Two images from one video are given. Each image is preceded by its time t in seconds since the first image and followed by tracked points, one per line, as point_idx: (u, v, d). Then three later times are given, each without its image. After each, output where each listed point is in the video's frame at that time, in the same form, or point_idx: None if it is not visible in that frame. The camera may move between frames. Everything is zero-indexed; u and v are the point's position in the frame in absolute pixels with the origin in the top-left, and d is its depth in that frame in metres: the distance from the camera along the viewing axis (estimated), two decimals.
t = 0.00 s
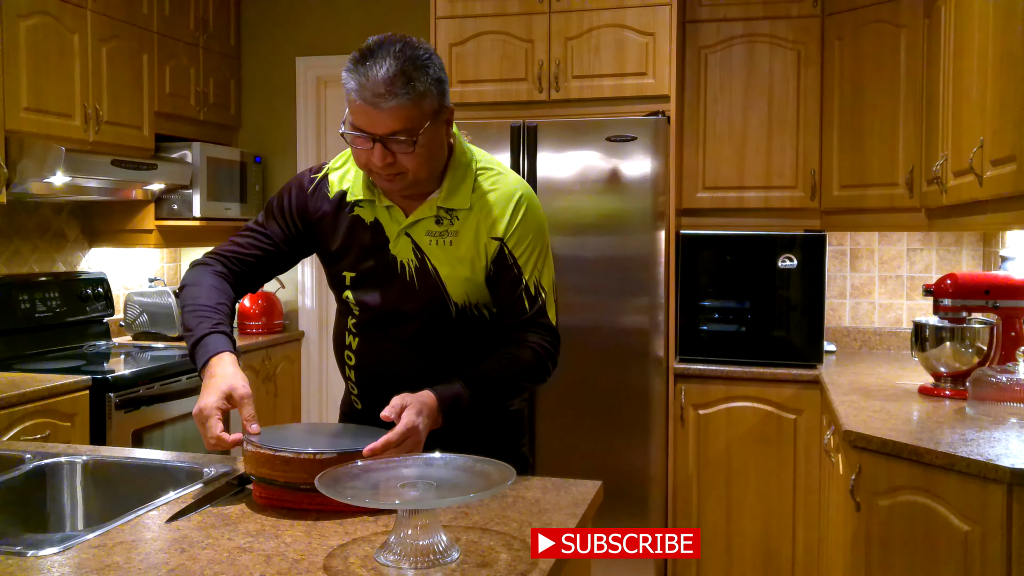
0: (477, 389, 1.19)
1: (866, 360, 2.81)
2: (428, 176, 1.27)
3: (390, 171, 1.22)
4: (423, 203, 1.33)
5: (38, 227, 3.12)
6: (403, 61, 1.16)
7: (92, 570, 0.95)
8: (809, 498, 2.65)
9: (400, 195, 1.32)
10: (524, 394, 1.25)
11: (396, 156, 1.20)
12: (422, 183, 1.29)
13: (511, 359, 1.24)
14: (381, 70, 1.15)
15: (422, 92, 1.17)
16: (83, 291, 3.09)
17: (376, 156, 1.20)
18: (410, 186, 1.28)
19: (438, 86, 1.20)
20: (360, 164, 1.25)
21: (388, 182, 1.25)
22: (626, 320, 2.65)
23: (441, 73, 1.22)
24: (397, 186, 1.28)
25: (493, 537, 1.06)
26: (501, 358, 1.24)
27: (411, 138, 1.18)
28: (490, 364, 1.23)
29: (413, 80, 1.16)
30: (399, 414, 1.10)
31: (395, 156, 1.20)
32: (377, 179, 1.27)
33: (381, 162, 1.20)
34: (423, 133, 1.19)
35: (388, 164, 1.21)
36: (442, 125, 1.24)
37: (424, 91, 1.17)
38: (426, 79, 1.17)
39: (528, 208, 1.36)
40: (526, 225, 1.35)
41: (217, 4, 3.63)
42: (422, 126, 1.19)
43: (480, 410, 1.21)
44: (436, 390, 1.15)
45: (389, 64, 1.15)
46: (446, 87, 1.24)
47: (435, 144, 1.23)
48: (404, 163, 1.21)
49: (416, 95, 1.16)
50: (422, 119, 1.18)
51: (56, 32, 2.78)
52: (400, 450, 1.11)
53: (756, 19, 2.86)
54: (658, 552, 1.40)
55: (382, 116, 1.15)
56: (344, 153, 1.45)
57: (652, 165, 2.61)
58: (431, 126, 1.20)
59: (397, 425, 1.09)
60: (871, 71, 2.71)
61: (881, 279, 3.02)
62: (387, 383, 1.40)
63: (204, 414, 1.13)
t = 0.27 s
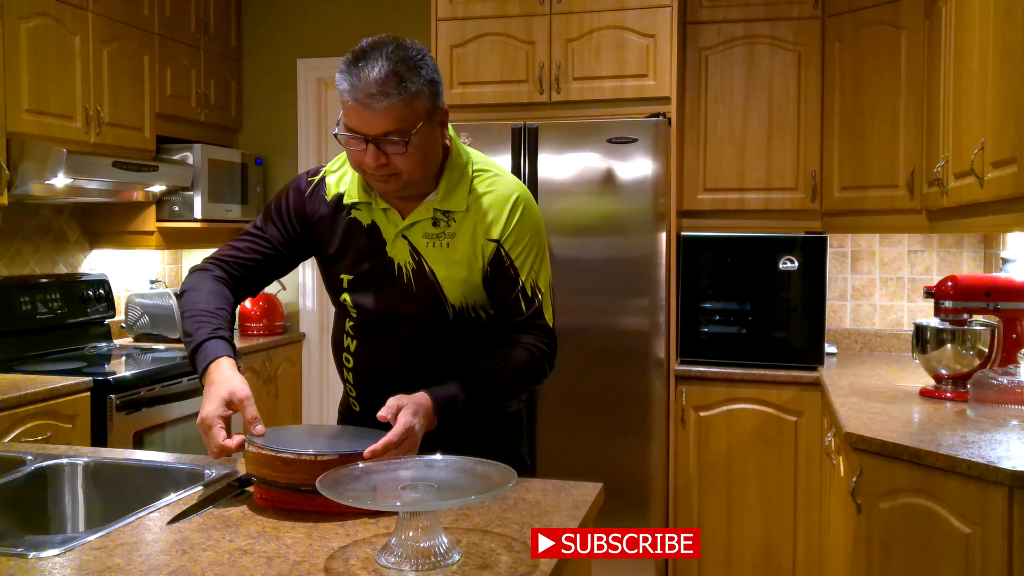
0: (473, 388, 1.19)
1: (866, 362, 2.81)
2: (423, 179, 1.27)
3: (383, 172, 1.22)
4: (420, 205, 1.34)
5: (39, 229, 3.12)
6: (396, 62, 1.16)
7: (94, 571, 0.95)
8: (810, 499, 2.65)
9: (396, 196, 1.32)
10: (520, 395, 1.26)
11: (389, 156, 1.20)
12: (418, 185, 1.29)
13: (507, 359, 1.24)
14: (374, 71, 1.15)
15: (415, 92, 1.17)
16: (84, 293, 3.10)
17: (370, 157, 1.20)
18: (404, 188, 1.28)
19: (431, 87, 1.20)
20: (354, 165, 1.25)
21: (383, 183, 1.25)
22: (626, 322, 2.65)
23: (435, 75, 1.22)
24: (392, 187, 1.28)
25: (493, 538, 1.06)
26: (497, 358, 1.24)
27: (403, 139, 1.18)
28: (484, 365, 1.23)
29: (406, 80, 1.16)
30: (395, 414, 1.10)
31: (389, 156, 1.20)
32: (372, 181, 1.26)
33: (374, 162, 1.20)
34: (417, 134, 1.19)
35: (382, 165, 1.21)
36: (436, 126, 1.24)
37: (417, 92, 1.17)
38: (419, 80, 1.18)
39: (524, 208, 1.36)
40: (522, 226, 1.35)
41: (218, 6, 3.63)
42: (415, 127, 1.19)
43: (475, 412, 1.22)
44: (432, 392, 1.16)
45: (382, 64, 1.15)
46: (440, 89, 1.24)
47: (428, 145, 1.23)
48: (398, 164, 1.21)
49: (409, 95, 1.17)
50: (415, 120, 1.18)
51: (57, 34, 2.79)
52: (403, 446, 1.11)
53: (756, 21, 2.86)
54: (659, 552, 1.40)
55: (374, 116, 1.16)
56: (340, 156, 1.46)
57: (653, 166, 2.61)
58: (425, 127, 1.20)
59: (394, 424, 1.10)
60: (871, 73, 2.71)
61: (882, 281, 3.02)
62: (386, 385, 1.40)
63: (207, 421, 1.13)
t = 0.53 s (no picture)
0: (472, 392, 1.20)
1: (867, 364, 2.81)
2: (420, 181, 1.27)
3: (381, 175, 1.22)
4: (418, 208, 1.34)
5: (40, 232, 3.12)
6: (392, 64, 1.16)
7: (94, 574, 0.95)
8: (811, 501, 2.65)
9: (393, 199, 1.32)
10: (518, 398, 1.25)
11: (386, 159, 1.20)
12: (416, 187, 1.29)
13: (504, 362, 1.24)
14: (370, 73, 1.15)
15: (411, 95, 1.17)
16: (85, 296, 3.10)
17: (367, 160, 1.20)
18: (402, 190, 1.28)
19: (427, 89, 1.20)
20: (351, 168, 1.25)
21: (380, 186, 1.25)
22: (627, 324, 2.65)
23: (431, 77, 1.23)
24: (390, 190, 1.28)
25: (494, 541, 1.06)
26: (494, 361, 1.24)
27: (400, 141, 1.18)
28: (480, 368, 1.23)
29: (402, 82, 1.16)
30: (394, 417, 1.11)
31: (385, 159, 1.20)
32: (369, 184, 1.27)
33: (371, 165, 1.20)
34: (413, 136, 1.19)
35: (378, 168, 1.21)
36: (433, 129, 1.24)
37: (413, 94, 1.18)
38: (414, 82, 1.18)
39: (522, 211, 1.36)
40: (520, 229, 1.35)
41: (218, 10, 3.63)
42: (411, 129, 1.19)
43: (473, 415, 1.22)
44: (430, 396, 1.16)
45: (377, 67, 1.15)
46: (437, 91, 1.24)
47: (425, 147, 1.23)
48: (395, 167, 1.21)
49: (405, 98, 1.17)
50: (411, 122, 1.19)
51: (58, 37, 2.79)
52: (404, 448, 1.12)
53: (756, 23, 2.87)
54: (659, 553, 1.41)
55: (370, 119, 1.16)
56: (338, 160, 1.46)
57: (654, 168, 2.61)
58: (421, 129, 1.20)
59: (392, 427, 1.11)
60: (871, 75, 2.71)
61: (882, 283, 3.02)
62: (387, 388, 1.40)
63: (210, 426, 1.13)
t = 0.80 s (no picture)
0: (472, 391, 1.20)
1: (867, 365, 2.81)
2: (421, 181, 1.27)
3: (382, 174, 1.22)
4: (419, 207, 1.34)
5: (40, 230, 3.12)
6: (393, 63, 1.16)
7: (94, 573, 0.95)
8: (810, 502, 2.65)
9: (394, 198, 1.32)
10: (517, 397, 1.25)
11: (387, 158, 1.20)
12: (417, 186, 1.28)
13: (504, 361, 1.24)
14: (371, 73, 1.15)
15: (412, 93, 1.17)
16: (85, 294, 3.10)
17: (368, 159, 1.20)
18: (403, 189, 1.28)
19: (428, 87, 1.20)
20: (352, 167, 1.25)
21: (381, 185, 1.25)
22: (627, 324, 2.65)
23: (433, 76, 1.23)
24: (391, 189, 1.28)
25: (494, 540, 1.06)
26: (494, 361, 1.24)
27: (401, 140, 1.18)
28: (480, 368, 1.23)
29: (403, 81, 1.16)
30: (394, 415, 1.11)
31: (386, 158, 1.20)
32: (371, 183, 1.26)
33: (372, 163, 1.20)
34: (414, 135, 1.19)
35: (379, 167, 1.21)
36: (434, 127, 1.24)
37: (413, 93, 1.17)
38: (415, 81, 1.18)
39: (523, 210, 1.36)
40: (520, 228, 1.35)
41: (219, 8, 3.63)
42: (412, 128, 1.19)
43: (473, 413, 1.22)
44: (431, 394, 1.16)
45: (378, 66, 1.15)
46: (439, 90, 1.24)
47: (427, 146, 1.23)
48: (396, 166, 1.21)
49: (406, 97, 1.17)
50: (412, 121, 1.18)
51: (59, 35, 2.79)
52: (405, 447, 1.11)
53: (757, 23, 2.87)
54: (658, 552, 1.41)
55: (371, 118, 1.16)
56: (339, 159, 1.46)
57: (654, 168, 2.61)
58: (423, 128, 1.20)
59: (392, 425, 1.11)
60: (872, 76, 2.71)
61: (882, 284, 3.02)
62: (387, 387, 1.40)
63: (215, 406, 1.13)
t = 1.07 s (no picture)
0: (475, 390, 1.19)
1: (867, 365, 2.81)
2: (425, 179, 1.27)
3: (386, 172, 1.22)
4: (423, 207, 1.34)
5: (40, 232, 3.12)
6: (396, 62, 1.17)
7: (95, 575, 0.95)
8: (811, 503, 2.65)
9: (398, 196, 1.32)
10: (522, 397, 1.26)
11: (391, 156, 1.20)
12: (421, 185, 1.28)
13: (507, 361, 1.24)
14: (374, 71, 1.16)
15: (415, 91, 1.18)
16: (85, 296, 3.10)
17: (371, 156, 1.20)
18: (406, 188, 1.27)
19: (431, 86, 1.20)
20: (356, 166, 1.25)
21: (385, 183, 1.25)
22: (627, 325, 2.65)
23: (436, 75, 1.23)
24: (395, 188, 1.27)
25: (494, 542, 1.06)
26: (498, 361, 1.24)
27: (404, 137, 1.18)
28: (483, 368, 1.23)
29: (406, 79, 1.17)
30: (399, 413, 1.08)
31: (390, 155, 1.20)
32: (374, 182, 1.26)
33: (376, 161, 1.20)
34: (418, 133, 1.19)
35: (383, 165, 1.20)
36: (437, 126, 1.24)
37: (416, 90, 1.18)
38: (418, 79, 1.18)
39: (528, 212, 1.36)
40: (525, 230, 1.35)
41: (218, 10, 3.63)
42: (416, 126, 1.19)
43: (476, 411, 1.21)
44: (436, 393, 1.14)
45: (381, 65, 1.16)
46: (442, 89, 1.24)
47: (430, 144, 1.23)
48: (400, 163, 1.21)
49: (409, 94, 1.17)
50: (416, 118, 1.18)
51: (58, 37, 2.79)
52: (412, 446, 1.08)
53: (757, 24, 2.87)
54: (658, 552, 1.41)
55: (375, 115, 1.16)
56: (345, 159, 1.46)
57: (654, 169, 2.61)
58: (426, 125, 1.20)
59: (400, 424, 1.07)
60: (871, 77, 2.71)
61: (882, 284, 3.02)
62: (389, 386, 1.40)
63: (230, 378, 1.15)
